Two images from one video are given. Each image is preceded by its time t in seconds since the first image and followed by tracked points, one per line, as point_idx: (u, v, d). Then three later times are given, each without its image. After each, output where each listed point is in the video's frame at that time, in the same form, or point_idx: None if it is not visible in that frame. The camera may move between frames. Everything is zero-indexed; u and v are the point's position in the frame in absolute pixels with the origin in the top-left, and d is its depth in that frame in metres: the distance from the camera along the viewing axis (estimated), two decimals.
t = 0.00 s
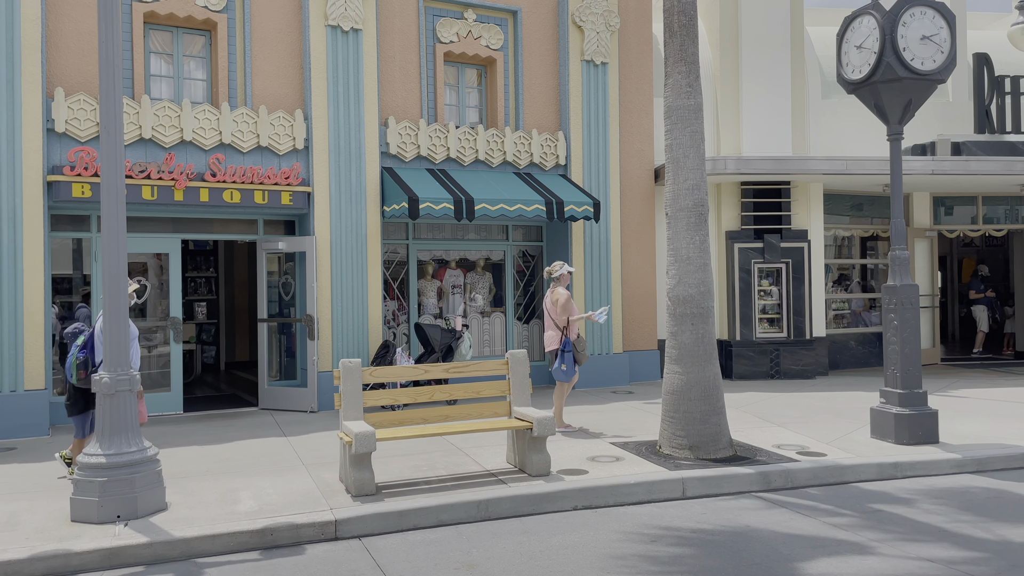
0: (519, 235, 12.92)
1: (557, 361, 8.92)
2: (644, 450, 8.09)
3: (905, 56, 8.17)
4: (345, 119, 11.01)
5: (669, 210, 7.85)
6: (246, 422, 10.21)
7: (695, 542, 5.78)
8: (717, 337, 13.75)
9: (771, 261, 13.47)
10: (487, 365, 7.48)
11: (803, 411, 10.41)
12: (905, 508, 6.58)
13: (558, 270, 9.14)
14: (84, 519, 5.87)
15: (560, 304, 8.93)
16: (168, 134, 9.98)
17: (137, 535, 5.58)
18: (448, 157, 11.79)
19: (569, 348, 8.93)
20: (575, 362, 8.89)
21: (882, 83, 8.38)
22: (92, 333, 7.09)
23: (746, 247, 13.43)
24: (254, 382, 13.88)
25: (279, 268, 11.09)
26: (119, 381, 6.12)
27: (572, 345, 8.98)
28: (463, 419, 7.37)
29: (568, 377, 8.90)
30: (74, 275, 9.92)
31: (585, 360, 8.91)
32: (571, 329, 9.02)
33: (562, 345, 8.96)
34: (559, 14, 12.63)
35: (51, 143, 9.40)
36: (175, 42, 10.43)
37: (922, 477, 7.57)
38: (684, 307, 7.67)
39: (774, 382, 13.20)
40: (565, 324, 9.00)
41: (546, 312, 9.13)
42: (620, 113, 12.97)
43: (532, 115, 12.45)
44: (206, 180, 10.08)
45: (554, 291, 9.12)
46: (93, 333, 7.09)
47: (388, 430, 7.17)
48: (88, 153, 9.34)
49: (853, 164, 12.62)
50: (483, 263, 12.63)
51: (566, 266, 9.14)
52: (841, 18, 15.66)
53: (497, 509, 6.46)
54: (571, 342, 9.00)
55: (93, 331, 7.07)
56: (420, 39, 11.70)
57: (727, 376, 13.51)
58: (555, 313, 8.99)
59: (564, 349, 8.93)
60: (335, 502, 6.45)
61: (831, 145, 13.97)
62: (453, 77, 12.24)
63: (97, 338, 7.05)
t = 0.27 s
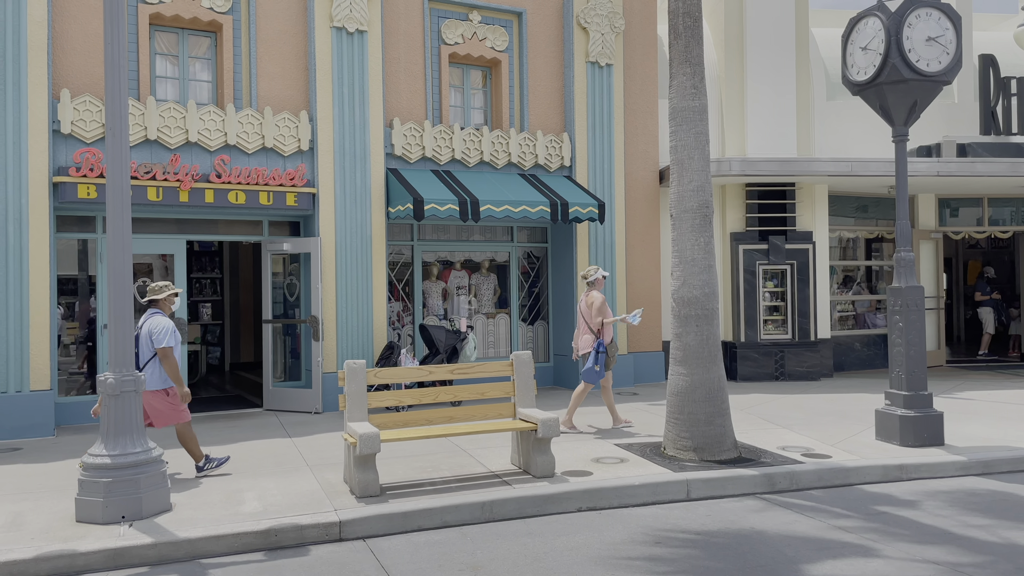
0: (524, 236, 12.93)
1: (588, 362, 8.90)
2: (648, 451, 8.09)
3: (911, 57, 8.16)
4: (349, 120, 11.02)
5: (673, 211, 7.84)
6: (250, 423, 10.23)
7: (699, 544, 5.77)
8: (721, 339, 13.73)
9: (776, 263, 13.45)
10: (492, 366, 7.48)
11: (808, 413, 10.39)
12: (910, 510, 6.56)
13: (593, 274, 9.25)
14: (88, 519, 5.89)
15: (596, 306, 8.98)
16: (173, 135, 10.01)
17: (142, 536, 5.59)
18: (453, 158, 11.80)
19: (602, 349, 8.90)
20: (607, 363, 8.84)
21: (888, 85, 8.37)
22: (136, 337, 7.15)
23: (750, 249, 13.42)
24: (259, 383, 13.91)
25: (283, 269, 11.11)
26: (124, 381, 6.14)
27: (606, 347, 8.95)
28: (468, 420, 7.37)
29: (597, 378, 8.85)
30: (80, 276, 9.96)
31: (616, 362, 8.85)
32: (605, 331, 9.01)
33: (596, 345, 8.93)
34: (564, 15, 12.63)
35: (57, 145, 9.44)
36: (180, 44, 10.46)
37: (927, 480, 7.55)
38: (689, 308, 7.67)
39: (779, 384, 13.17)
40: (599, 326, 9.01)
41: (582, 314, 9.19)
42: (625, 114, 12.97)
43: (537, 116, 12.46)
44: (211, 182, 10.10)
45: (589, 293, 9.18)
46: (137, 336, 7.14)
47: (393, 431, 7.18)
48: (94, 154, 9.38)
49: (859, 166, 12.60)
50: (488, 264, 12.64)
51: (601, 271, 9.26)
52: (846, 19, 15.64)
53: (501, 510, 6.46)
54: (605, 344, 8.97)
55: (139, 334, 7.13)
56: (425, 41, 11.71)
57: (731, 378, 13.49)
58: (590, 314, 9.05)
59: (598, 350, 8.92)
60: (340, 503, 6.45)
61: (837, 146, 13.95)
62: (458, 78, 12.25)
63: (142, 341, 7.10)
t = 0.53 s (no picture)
0: (522, 239, 12.95)
1: (619, 361, 8.97)
2: (646, 454, 8.09)
3: (908, 61, 8.18)
4: (348, 122, 11.02)
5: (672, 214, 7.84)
6: (248, 425, 10.22)
7: (697, 547, 5.77)
8: (719, 342, 13.74)
9: (774, 266, 13.47)
10: (490, 368, 7.48)
11: (806, 416, 10.40)
12: (908, 513, 6.57)
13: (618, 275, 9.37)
14: (85, 521, 5.88)
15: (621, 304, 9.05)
16: (172, 137, 10.01)
17: (139, 538, 5.59)
18: (451, 161, 11.81)
19: (631, 347, 8.94)
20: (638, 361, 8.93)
21: (886, 89, 8.39)
22: (176, 336, 7.21)
23: (748, 252, 13.44)
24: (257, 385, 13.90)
25: (281, 271, 11.10)
26: (122, 383, 6.13)
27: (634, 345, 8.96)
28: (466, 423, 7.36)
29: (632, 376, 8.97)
30: (78, 278, 9.95)
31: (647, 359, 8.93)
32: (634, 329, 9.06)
33: (625, 344, 8.98)
34: (563, 18, 12.65)
35: (55, 146, 9.44)
36: (179, 46, 10.46)
37: (924, 483, 7.56)
38: (687, 311, 7.68)
39: (777, 387, 13.18)
40: (625, 324, 9.06)
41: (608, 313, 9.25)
42: (623, 117, 12.99)
43: (535, 119, 12.47)
44: (209, 183, 10.10)
45: (615, 293, 9.23)
46: (177, 336, 7.21)
47: (390, 433, 7.18)
48: (92, 156, 9.38)
49: (857, 169, 12.62)
50: (486, 267, 12.64)
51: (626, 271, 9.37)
52: (844, 23, 15.67)
53: (499, 513, 6.46)
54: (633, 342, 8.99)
55: (178, 334, 7.20)
56: (424, 43, 11.73)
57: (729, 380, 13.50)
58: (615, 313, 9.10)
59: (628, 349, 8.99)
60: (337, 505, 6.45)
61: (834, 149, 13.97)
62: (457, 81, 12.26)
63: (183, 341, 7.17)
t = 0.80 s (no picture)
0: (516, 242, 12.95)
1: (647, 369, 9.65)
2: (639, 457, 8.10)
3: (900, 66, 8.22)
4: (342, 125, 11.01)
5: (665, 217, 7.86)
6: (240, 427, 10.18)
7: (690, 550, 5.78)
8: (712, 345, 13.77)
9: (766, 269, 13.51)
10: (483, 372, 7.47)
11: (798, 420, 10.43)
12: (899, 517, 6.59)
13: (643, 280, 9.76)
14: (76, 524, 5.85)
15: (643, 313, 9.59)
16: (164, 138, 9.98)
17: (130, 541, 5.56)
18: (445, 163, 11.81)
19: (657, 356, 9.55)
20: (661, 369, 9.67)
21: (878, 94, 8.42)
22: (201, 336, 7.49)
23: (741, 255, 13.47)
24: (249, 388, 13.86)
25: (274, 273, 11.04)
26: (114, 386, 6.11)
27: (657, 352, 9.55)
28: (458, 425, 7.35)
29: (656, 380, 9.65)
30: (69, 280, 9.91)
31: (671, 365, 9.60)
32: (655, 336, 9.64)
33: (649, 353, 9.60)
34: (557, 22, 12.68)
35: (47, 147, 9.40)
36: (173, 47, 10.43)
37: (916, 486, 7.59)
38: (680, 314, 7.69)
39: (769, 390, 13.21)
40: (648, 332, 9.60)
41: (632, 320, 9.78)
42: (617, 120, 13.01)
43: (529, 122, 12.48)
44: (202, 185, 10.08)
45: (637, 300, 9.71)
46: (202, 336, 7.49)
47: (383, 436, 7.16)
48: (84, 157, 9.34)
49: (849, 173, 12.66)
50: (480, 270, 12.64)
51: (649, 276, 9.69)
52: (837, 28, 15.75)
53: (492, 516, 6.45)
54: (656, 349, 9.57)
55: (203, 334, 7.47)
56: (418, 46, 11.73)
57: (722, 384, 13.52)
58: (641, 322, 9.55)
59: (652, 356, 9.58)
60: (330, 508, 6.43)
61: (827, 153, 14.03)
62: (451, 83, 12.26)
63: (206, 341, 7.45)
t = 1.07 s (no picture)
0: (505, 245, 12.96)
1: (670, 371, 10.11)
2: (627, 460, 8.11)
3: (887, 72, 8.27)
4: (331, 127, 11.00)
5: (654, 221, 7.88)
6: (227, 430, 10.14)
7: (678, 553, 5.79)
8: (701, 348, 13.81)
9: (755, 273, 13.56)
10: (472, 374, 7.47)
11: (787, 423, 10.47)
12: (886, 520, 6.63)
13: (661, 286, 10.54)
14: (62, 528, 5.81)
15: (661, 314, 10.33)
16: (152, 140, 9.93)
17: (116, 545, 5.52)
18: (435, 166, 11.81)
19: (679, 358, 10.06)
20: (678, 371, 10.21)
21: (865, 99, 8.47)
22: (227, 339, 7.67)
23: (730, 259, 13.52)
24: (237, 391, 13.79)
25: (263, 275, 11.05)
26: (100, 389, 6.06)
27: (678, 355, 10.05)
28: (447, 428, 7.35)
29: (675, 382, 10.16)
30: (55, 282, 9.84)
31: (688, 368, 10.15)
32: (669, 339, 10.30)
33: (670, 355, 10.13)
34: (547, 26, 12.71)
35: (35, 148, 9.35)
36: (161, 48, 10.39)
37: (902, 489, 7.63)
38: (668, 318, 7.71)
39: (758, 393, 13.25)
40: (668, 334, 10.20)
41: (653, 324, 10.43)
42: (606, 124, 13.05)
43: (519, 125, 12.50)
44: (190, 187, 10.04)
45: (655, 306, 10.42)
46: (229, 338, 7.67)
47: (372, 439, 7.14)
48: (71, 158, 9.28)
49: (837, 178, 12.73)
50: (469, 272, 12.65)
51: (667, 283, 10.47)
52: (825, 33, 15.86)
53: (480, 519, 6.45)
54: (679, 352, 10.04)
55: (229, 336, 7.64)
56: (408, 49, 11.73)
57: (710, 387, 13.56)
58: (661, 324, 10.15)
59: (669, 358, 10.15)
60: (318, 512, 6.41)
61: (815, 158, 14.12)
62: (441, 86, 12.26)
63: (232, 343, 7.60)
